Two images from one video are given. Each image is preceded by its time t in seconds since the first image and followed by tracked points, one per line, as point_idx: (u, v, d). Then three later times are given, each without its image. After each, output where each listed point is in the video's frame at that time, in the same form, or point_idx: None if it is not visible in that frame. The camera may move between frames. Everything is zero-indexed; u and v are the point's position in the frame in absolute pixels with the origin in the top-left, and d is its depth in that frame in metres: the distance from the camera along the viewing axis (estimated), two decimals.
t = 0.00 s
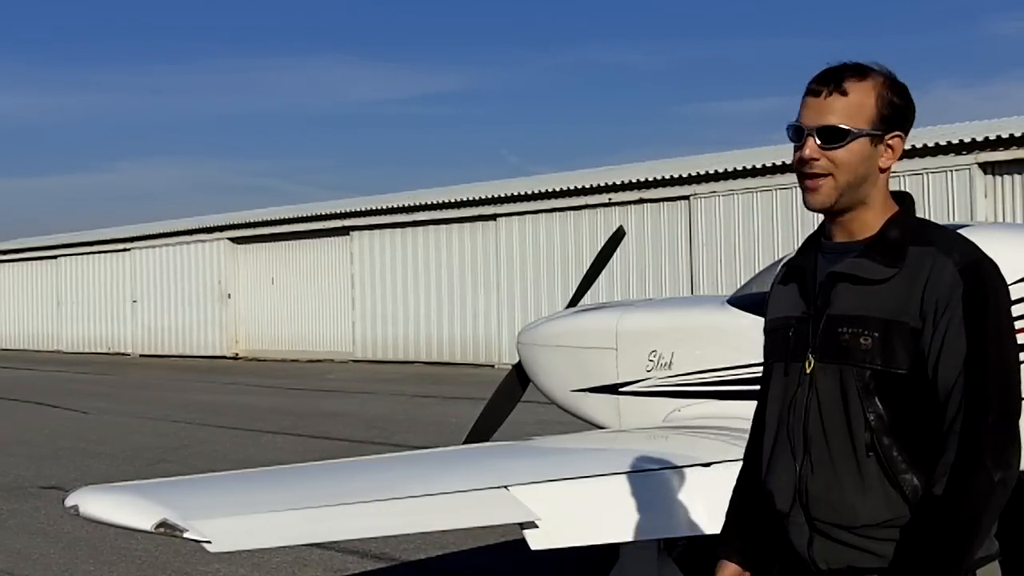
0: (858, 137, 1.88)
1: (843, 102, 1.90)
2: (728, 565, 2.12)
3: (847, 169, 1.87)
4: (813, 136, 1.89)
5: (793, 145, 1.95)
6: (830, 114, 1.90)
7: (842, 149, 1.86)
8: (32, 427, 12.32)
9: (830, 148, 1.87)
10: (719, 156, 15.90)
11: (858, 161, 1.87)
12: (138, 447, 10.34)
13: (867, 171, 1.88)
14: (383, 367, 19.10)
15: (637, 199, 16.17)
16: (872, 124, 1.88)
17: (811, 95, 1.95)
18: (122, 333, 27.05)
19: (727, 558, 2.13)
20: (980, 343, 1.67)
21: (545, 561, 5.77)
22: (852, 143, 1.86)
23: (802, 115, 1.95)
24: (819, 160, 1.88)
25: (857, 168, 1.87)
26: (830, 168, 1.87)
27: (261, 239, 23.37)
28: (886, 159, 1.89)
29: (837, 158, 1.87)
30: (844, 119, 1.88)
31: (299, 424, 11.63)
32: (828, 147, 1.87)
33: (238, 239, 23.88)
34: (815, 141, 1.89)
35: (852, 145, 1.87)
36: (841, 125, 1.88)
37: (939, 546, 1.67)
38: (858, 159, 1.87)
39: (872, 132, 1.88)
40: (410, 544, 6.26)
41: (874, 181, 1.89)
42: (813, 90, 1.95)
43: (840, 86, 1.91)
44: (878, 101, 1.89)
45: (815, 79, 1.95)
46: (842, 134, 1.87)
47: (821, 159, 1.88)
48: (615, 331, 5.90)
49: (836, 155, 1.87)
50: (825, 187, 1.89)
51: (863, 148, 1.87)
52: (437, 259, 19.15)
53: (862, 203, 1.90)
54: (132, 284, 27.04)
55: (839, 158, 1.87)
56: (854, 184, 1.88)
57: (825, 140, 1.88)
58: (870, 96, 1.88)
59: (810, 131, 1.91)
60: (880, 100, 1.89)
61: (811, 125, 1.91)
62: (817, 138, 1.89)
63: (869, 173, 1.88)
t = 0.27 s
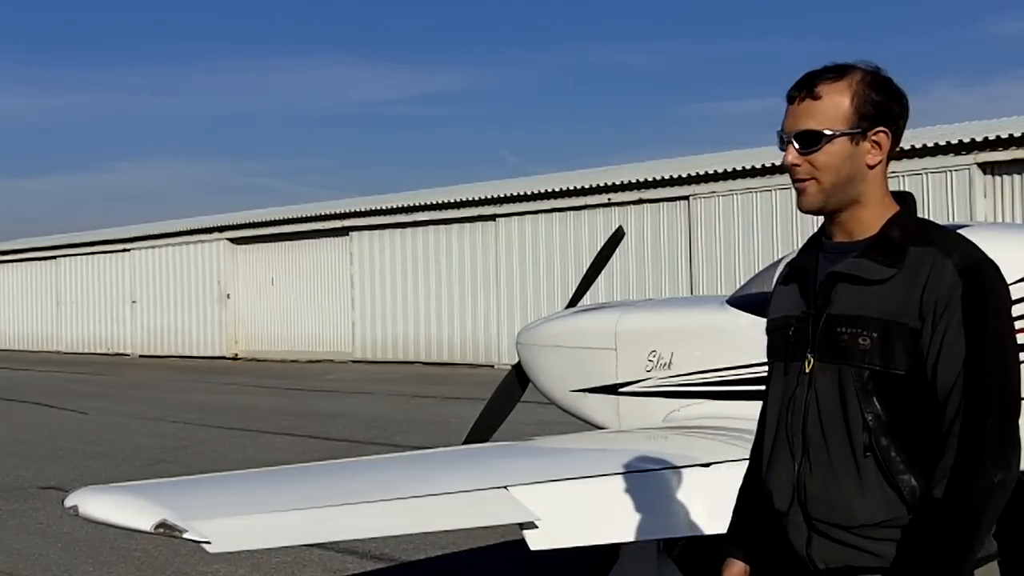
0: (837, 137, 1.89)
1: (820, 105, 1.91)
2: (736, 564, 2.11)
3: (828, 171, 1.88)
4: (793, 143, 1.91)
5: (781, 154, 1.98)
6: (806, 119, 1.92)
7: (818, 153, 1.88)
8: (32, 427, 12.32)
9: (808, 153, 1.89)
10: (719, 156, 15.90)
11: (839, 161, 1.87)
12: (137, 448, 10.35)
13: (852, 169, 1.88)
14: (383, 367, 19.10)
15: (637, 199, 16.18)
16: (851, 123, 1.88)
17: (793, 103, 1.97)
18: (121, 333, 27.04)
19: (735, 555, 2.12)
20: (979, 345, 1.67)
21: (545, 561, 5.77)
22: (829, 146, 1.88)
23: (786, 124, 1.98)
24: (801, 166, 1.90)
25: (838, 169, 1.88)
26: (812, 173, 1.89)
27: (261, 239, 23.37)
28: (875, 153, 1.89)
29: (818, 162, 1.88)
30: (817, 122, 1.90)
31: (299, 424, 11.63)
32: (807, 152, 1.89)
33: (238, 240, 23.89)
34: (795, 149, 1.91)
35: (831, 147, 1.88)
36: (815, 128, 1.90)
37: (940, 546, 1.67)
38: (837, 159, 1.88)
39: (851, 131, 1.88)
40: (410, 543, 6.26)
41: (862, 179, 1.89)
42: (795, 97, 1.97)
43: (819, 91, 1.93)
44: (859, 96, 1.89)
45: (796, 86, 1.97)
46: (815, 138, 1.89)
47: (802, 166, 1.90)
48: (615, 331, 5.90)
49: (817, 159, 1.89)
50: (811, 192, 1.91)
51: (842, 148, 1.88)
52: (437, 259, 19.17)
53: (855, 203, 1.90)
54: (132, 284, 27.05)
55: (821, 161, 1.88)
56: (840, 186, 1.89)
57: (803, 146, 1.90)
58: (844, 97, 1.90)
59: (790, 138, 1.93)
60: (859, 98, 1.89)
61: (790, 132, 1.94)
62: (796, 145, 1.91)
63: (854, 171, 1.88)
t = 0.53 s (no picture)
0: (829, 137, 1.90)
1: (812, 106, 1.93)
2: (730, 563, 2.10)
3: (822, 172, 1.88)
4: (786, 145, 1.92)
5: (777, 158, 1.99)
6: (798, 121, 1.93)
7: (811, 153, 1.89)
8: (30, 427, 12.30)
9: (801, 154, 1.90)
10: (717, 156, 15.91)
11: (831, 161, 1.88)
12: (136, 447, 10.34)
13: (847, 168, 1.88)
14: (382, 367, 19.10)
15: (635, 199, 16.19)
16: (843, 122, 1.89)
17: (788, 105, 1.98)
18: (120, 332, 27.01)
19: (729, 555, 2.12)
20: (976, 344, 1.67)
21: (543, 561, 5.77)
22: (822, 147, 1.89)
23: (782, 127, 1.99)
24: (795, 167, 1.91)
25: (831, 169, 1.88)
26: (805, 174, 1.90)
27: (259, 239, 23.37)
28: (870, 152, 1.89)
29: (810, 163, 1.89)
30: (808, 123, 1.91)
31: (297, 423, 11.62)
32: (800, 154, 1.90)
33: (236, 240, 23.88)
34: (788, 152, 1.92)
35: (823, 147, 1.89)
36: (807, 130, 1.91)
37: (938, 545, 1.67)
38: (830, 159, 1.88)
39: (844, 131, 1.89)
40: (408, 543, 6.26)
41: (857, 179, 1.89)
42: (790, 100, 1.98)
43: (811, 93, 1.93)
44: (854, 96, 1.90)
45: (789, 89, 1.98)
46: (806, 139, 1.90)
47: (796, 167, 1.91)
48: (614, 331, 5.90)
49: (809, 160, 1.89)
50: (807, 193, 1.91)
51: (834, 148, 1.88)
52: (436, 259, 19.16)
53: (851, 203, 1.90)
54: (131, 283, 27.03)
55: (813, 161, 1.89)
56: (834, 186, 1.89)
57: (796, 147, 1.91)
58: (835, 98, 1.90)
59: (784, 141, 1.95)
60: (851, 99, 1.90)
61: (783, 136, 1.95)
62: (789, 147, 1.92)
63: (848, 171, 1.88)
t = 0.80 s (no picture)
0: (841, 132, 1.89)
1: (823, 99, 1.91)
2: (717, 565, 2.12)
3: (835, 166, 1.87)
4: (801, 134, 1.89)
5: (774, 148, 1.96)
6: (810, 113, 1.91)
7: (827, 145, 1.87)
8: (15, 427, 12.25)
9: (816, 145, 1.88)
10: (704, 156, 15.94)
11: (843, 157, 1.88)
12: (122, 447, 10.30)
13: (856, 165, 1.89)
14: (369, 367, 19.07)
15: (622, 199, 16.20)
16: (855, 120, 1.90)
17: (790, 97, 1.96)
18: (106, 332, 26.88)
19: (716, 557, 2.13)
20: (960, 342, 1.68)
21: (530, 561, 5.77)
22: (839, 140, 1.88)
23: (781, 117, 1.96)
24: (809, 157, 1.88)
25: (842, 165, 1.88)
26: (819, 166, 1.87)
27: (245, 238, 23.30)
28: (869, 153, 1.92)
29: (825, 156, 1.87)
30: (823, 116, 1.90)
31: (284, 423, 11.60)
32: (817, 144, 1.87)
33: (222, 239, 23.82)
34: (802, 141, 1.89)
35: (839, 141, 1.88)
36: (822, 122, 1.89)
37: (925, 544, 1.67)
38: (843, 155, 1.88)
39: (856, 128, 1.89)
40: (394, 543, 6.25)
41: (859, 178, 1.90)
42: (792, 93, 1.96)
43: (819, 86, 1.92)
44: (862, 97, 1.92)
45: (793, 81, 1.96)
46: (824, 131, 1.88)
47: (809, 159, 1.88)
48: (601, 330, 5.90)
49: (824, 153, 1.87)
50: (815, 185, 1.89)
51: (847, 144, 1.88)
52: (423, 259, 19.14)
53: (846, 201, 1.91)
54: (117, 282, 26.90)
55: (828, 153, 1.87)
56: (842, 182, 1.89)
57: (810, 138, 1.89)
58: (848, 95, 1.90)
59: (793, 130, 1.91)
60: (859, 99, 1.91)
61: (792, 125, 1.92)
62: (803, 137, 1.89)
63: (855, 168, 1.89)
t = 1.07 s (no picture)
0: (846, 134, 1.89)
1: (831, 101, 1.91)
2: (707, 565, 2.12)
3: (838, 167, 1.88)
4: (809, 132, 1.89)
5: (776, 141, 1.95)
6: (817, 112, 1.91)
7: (833, 146, 1.87)
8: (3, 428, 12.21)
9: (823, 145, 1.87)
10: (693, 156, 15.96)
11: (847, 161, 1.88)
12: (110, 448, 10.27)
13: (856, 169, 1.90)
14: (358, 368, 19.04)
15: (612, 199, 16.22)
16: (860, 125, 1.91)
17: (796, 93, 1.95)
18: (94, 332, 26.80)
19: (706, 557, 2.13)
20: (947, 341, 1.68)
21: (519, 561, 5.77)
22: (844, 143, 1.88)
23: (784, 112, 1.96)
24: (815, 155, 1.88)
25: (845, 168, 1.88)
26: (823, 166, 1.88)
27: (234, 238, 23.26)
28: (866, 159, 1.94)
29: (831, 156, 1.87)
30: (832, 117, 1.90)
31: (273, 424, 11.58)
32: (823, 144, 1.87)
33: (211, 239, 23.77)
34: (809, 139, 1.89)
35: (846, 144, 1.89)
36: (832, 122, 1.89)
37: (915, 543, 1.67)
38: (846, 158, 1.88)
39: (859, 133, 1.90)
40: (384, 543, 6.25)
41: (854, 184, 1.92)
42: (798, 89, 1.95)
43: (827, 87, 1.92)
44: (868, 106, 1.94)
45: (801, 78, 1.95)
46: (833, 132, 1.88)
47: (815, 157, 1.88)
48: (590, 330, 5.91)
49: (830, 153, 1.87)
50: (816, 184, 1.89)
51: (851, 148, 1.89)
52: (412, 258, 19.13)
53: (838, 203, 1.92)
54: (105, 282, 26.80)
55: (832, 154, 1.88)
56: (840, 184, 1.90)
57: (818, 137, 1.88)
58: (857, 99, 1.91)
59: (801, 127, 1.91)
60: (863, 105, 1.92)
61: (799, 122, 1.91)
62: (811, 135, 1.89)
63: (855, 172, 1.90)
